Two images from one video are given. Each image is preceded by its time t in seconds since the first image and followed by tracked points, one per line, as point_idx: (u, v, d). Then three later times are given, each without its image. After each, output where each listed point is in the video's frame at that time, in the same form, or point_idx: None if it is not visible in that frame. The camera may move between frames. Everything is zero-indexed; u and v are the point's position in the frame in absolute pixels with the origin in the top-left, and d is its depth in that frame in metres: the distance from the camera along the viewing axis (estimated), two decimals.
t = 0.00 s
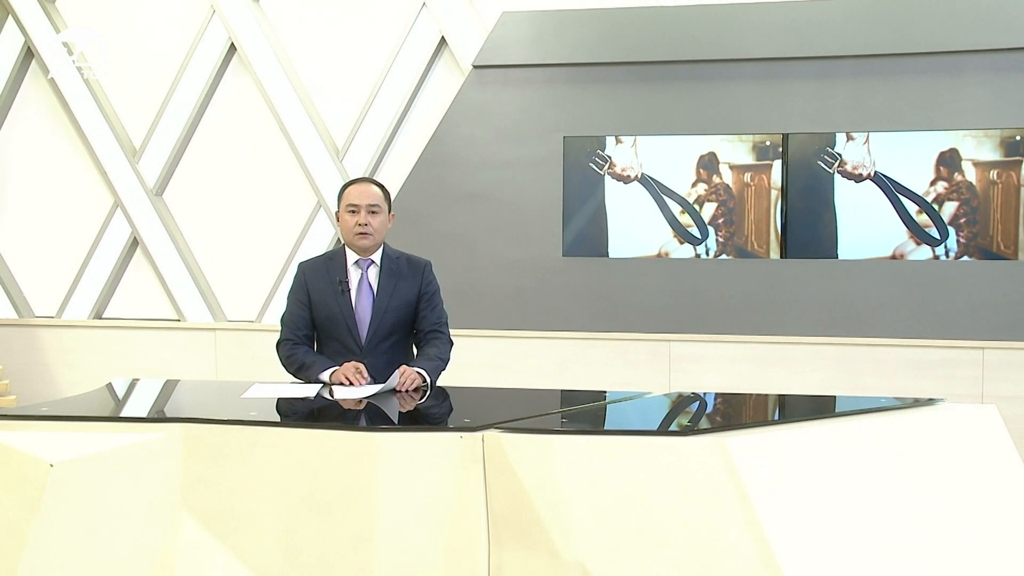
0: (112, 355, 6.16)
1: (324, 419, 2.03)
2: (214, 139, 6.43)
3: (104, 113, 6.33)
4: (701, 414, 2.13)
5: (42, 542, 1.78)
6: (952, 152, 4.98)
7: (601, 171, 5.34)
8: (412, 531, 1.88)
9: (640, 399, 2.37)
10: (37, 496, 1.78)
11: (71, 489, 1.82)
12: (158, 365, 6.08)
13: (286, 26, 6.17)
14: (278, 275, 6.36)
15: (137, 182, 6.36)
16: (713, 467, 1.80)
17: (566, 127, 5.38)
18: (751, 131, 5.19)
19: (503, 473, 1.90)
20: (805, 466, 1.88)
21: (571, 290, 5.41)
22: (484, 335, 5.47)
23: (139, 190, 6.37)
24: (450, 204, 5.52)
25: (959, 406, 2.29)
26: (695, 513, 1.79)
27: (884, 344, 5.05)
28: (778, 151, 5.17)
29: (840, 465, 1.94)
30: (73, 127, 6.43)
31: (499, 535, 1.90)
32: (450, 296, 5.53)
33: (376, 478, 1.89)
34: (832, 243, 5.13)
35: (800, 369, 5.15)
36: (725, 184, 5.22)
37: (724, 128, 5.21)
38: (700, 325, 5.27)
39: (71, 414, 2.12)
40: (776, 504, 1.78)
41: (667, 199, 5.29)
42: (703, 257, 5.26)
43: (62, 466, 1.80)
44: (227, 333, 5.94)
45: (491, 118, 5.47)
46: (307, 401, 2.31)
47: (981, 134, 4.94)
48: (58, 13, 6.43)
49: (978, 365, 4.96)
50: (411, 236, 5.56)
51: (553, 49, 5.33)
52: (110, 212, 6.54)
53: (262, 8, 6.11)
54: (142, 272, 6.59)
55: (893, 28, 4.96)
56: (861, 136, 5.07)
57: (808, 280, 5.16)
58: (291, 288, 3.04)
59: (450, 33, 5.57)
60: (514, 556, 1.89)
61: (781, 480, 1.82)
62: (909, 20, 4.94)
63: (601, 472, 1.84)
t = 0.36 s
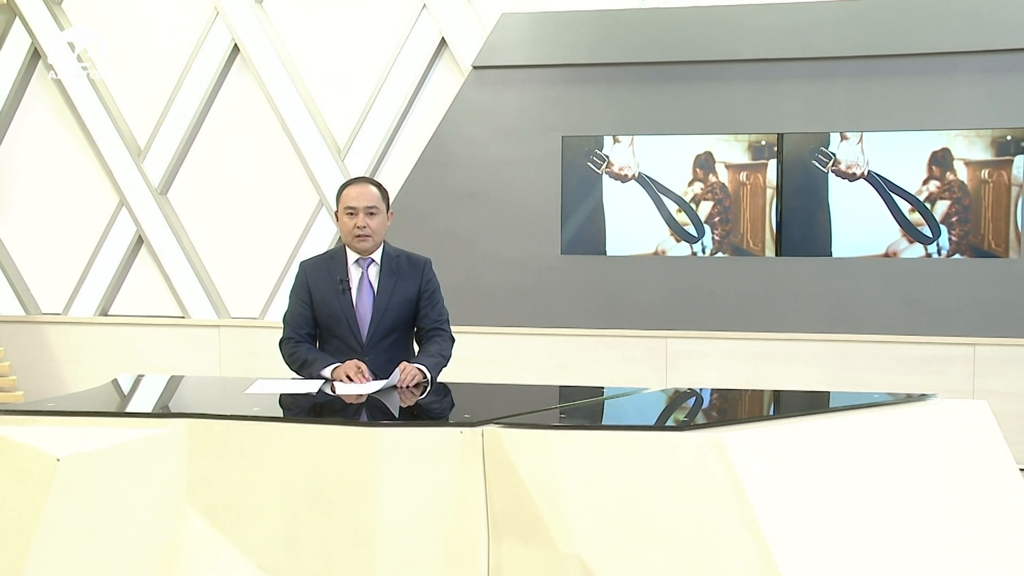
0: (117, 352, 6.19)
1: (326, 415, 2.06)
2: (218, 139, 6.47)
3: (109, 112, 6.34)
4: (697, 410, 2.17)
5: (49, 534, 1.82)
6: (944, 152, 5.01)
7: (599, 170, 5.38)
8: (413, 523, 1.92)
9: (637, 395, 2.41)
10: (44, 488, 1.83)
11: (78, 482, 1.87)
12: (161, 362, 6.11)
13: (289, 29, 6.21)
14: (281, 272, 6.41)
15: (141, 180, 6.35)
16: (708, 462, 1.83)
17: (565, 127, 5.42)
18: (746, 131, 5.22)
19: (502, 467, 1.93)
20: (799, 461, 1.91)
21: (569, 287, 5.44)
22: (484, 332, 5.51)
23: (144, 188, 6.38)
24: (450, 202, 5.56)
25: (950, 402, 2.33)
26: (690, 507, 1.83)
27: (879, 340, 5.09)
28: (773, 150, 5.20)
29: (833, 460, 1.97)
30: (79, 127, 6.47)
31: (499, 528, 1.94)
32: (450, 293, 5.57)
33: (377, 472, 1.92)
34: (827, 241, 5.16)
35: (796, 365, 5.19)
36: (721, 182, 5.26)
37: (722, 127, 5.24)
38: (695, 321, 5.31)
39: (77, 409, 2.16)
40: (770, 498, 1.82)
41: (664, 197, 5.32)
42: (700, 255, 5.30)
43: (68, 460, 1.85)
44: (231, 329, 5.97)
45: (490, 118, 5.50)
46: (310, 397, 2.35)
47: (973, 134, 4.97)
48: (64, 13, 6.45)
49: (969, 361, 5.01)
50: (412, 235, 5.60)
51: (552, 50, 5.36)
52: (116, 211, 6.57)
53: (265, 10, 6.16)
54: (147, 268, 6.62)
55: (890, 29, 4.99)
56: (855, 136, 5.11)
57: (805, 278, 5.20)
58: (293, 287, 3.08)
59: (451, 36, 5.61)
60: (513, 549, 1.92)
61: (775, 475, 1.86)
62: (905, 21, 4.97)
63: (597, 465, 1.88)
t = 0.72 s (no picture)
0: (121, 348, 6.23)
1: (328, 410, 2.10)
2: (221, 138, 6.49)
3: (115, 113, 6.41)
4: (694, 405, 2.21)
5: (55, 528, 1.85)
6: (936, 151, 5.05)
7: (597, 169, 5.41)
8: (414, 518, 1.95)
9: (635, 390, 2.45)
10: (51, 483, 1.85)
11: (84, 477, 1.90)
12: (164, 358, 6.14)
13: (291, 28, 6.23)
14: (283, 269, 6.44)
15: (146, 180, 6.45)
16: (705, 456, 1.87)
17: (563, 126, 5.45)
18: (741, 130, 5.26)
19: (501, 461, 1.97)
20: (792, 456, 1.95)
21: (568, 284, 5.48)
22: (483, 329, 5.55)
23: (148, 188, 6.46)
24: (450, 200, 5.60)
25: (942, 397, 2.37)
26: (686, 500, 1.86)
27: (875, 337, 5.13)
28: (769, 149, 5.23)
29: (827, 454, 2.01)
30: (84, 127, 6.51)
31: (498, 521, 1.97)
32: (450, 290, 5.61)
33: (379, 466, 1.96)
34: (821, 239, 5.20)
35: (793, 361, 5.24)
36: (717, 181, 5.30)
37: (718, 127, 5.28)
38: (690, 318, 5.35)
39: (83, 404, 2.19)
40: (764, 491, 1.86)
41: (661, 195, 5.36)
42: (695, 252, 5.34)
43: (74, 455, 1.88)
44: (234, 326, 6.00)
45: (489, 117, 5.53)
46: (313, 392, 2.38)
47: (964, 134, 5.01)
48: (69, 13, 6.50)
49: (961, 358, 5.05)
50: (411, 233, 5.64)
51: (550, 51, 5.40)
52: (120, 209, 6.60)
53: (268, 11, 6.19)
54: (150, 266, 6.65)
55: (886, 30, 5.02)
56: (849, 135, 5.14)
57: (800, 276, 5.24)
58: (295, 285, 3.12)
59: (451, 36, 5.64)
60: (511, 544, 1.95)
61: (769, 469, 1.90)
62: (900, 22, 5.00)
63: (595, 460, 1.91)
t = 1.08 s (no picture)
0: (126, 345, 6.28)
1: (329, 406, 2.13)
2: (223, 137, 6.52)
3: (119, 113, 6.45)
4: (690, 400, 2.25)
5: (60, 523, 1.89)
6: (928, 150, 5.08)
7: (594, 168, 5.44)
8: (415, 511, 1.99)
9: (632, 386, 2.49)
10: (56, 477, 1.90)
11: (90, 471, 1.94)
12: (168, 354, 6.19)
13: (293, 29, 6.25)
14: (285, 266, 6.48)
15: (150, 178, 6.51)
16: (700, 450, 1.91)
17: (561, 125, 5.48)
18: (736, 130, 5.29)
19: (500, 456, 2.00)
20: (786, 452, 1.98)
21: (566, 281, 5.52)
22: (482, 325, 5.59)
23: (153, 186, 6.51)
24: (449, 198, 5.63)
25: (934, 392, 2.40)
26: (682, 492, 1.90)
27: (869, 333, 5.18)
28: (764, 148, 5.27)
29: (818, 449, 2.04)
30: (89, 126, 6.55)
31: (497, 515, 2.00)
32: (449, 286, 5.64)
33: (379, 461, 2.00)
34: (815, 237, 5.24)
35: (789, 358, 5.28)
36: (713, 180, 5.33)
37: (715, 126, 5.31)
38: (685, 314, 5.40)
39: (89, 400, 2.23)
40: (760, 485, 1.89)
41: (657, 194, 5.39)
42: (691, 250, 5.37)
43: (80, 449, 1.93)
44: (237, 323, 6.04)
45: (488, 117, 5.57)
46: (314, 388, 2.42)
47: (956, 133, 5.05)
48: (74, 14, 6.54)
49: (952, 353, 5.10)
50: (411, 231, 5.67)
51: (548, 52, 5.43)
52: (125, 208, 6.63)
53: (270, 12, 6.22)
54: (155, 265, 6.71)
55: (880, 30, 5.06)
56: (842, 134, 5.17)
57: (795, 273, 5.28)
58: (296, 283, 3.15)
59: (451, 38, 5.68)
60: (509, 536, 1.99)
61: (764, 464, 1.93)
62: (896, 23, 5.04)
63: (591, 454, 1.95)
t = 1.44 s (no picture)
0: (130, 341, 6.30)
1: (330, 401, 2.16)
2: (226, 137, 6.55)
3: (124, 112, 6.48)
4: (686, 395, 2.28)
5: (66, 515, 1.95)
6: (920, 149, 5.12)
7: (591, 167, 5.48)
8: (415, 506, 2.01)
9: (629, 381, 2.53)
10: (62, 470, 1.96)
11: (95, 465, 2.00)
12: (172, 350, 6.22)
13: (295, 31, 6.30)
14: (287, 263, 6.51)
15: (154, 177, 6.52)
16: (696, 445, 1.92)
17: (559, 125, 5.52)
18: (732, 129, 5.33)
19: (498, 450, 2.02)
20: (779, 446, 2.01)
21: (564, 278, 5.55)
22: (481, 322, 5.63)
23: (156, 185, 6.52)
24: (449, 196, 5.67)
25: (925, 388, 2.44)
26: (678, 486, 1.91)
27: (864, 330, 5.22)
28: (758, 147, 5.31)
29: (811, 443, 2.08)
30: (93, 125, 6.57)
31: (496, 509, 2.02)
32: (448, 284, 5.68)
33: (380, 456, 2.01)
34: (808, 235, 5.28)
35: (785, 354, 5.32)
36: (708, 179, 5.37)
37: (711, 126, 5.35)
38: (681, 311, 5.44)
39: (93, 394, 2.26)
40: (753, 478, 1.92)
41: (653, 193, 5.43)
42: (687, 248, 5.41)
43: (85, 443, 1.99)
44: (239, 320, 6.07)
45: (487, 116, 5.60)
46: (315, 383, 2.46)
47: (947, 132, 5.09)
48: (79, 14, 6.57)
49: (943, 350, 5.15)
50: (410, 229, 5.71)
51: (546, 53, 5.46)
52: (129, 208, 6.67)
53: (273, 14, 6.25)
54: (159, 262, 6.74)
55: (876, 31, 5.09)
56: (836, 134, 5.21)
57: (791, 271, 5.31)
58: (297, 280, 3.19)
59: (450, 38, 5.71)
60: (508, 530, 2.01)
61: (757, 458, 1.96)
62: (891, 24, 5.07)
63: (589, 447, 1.97)
